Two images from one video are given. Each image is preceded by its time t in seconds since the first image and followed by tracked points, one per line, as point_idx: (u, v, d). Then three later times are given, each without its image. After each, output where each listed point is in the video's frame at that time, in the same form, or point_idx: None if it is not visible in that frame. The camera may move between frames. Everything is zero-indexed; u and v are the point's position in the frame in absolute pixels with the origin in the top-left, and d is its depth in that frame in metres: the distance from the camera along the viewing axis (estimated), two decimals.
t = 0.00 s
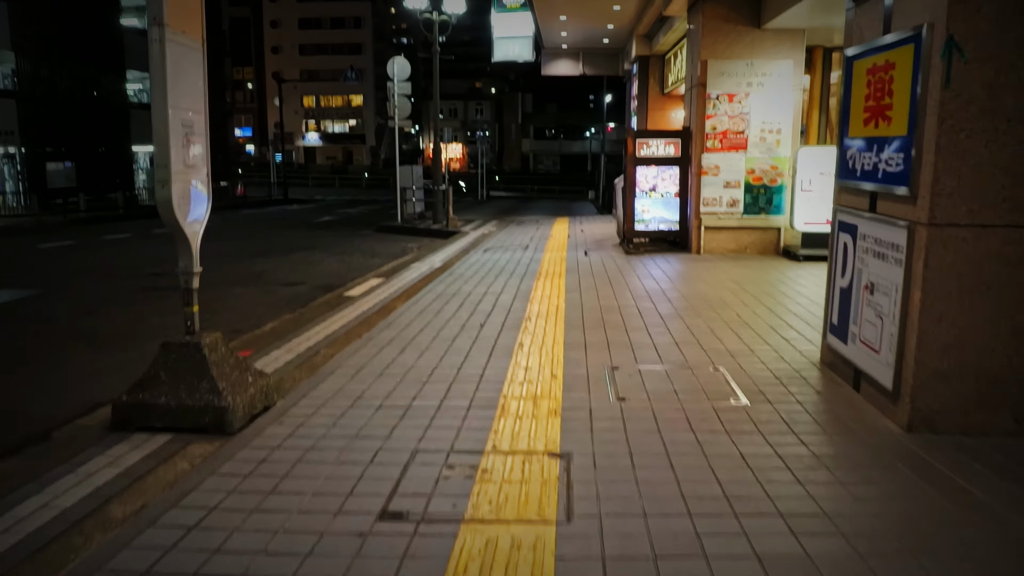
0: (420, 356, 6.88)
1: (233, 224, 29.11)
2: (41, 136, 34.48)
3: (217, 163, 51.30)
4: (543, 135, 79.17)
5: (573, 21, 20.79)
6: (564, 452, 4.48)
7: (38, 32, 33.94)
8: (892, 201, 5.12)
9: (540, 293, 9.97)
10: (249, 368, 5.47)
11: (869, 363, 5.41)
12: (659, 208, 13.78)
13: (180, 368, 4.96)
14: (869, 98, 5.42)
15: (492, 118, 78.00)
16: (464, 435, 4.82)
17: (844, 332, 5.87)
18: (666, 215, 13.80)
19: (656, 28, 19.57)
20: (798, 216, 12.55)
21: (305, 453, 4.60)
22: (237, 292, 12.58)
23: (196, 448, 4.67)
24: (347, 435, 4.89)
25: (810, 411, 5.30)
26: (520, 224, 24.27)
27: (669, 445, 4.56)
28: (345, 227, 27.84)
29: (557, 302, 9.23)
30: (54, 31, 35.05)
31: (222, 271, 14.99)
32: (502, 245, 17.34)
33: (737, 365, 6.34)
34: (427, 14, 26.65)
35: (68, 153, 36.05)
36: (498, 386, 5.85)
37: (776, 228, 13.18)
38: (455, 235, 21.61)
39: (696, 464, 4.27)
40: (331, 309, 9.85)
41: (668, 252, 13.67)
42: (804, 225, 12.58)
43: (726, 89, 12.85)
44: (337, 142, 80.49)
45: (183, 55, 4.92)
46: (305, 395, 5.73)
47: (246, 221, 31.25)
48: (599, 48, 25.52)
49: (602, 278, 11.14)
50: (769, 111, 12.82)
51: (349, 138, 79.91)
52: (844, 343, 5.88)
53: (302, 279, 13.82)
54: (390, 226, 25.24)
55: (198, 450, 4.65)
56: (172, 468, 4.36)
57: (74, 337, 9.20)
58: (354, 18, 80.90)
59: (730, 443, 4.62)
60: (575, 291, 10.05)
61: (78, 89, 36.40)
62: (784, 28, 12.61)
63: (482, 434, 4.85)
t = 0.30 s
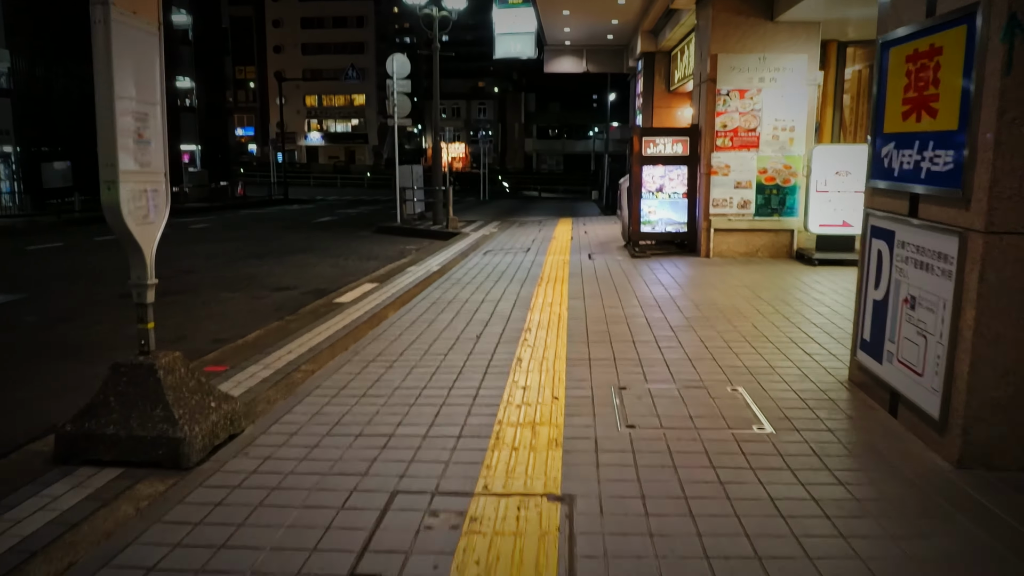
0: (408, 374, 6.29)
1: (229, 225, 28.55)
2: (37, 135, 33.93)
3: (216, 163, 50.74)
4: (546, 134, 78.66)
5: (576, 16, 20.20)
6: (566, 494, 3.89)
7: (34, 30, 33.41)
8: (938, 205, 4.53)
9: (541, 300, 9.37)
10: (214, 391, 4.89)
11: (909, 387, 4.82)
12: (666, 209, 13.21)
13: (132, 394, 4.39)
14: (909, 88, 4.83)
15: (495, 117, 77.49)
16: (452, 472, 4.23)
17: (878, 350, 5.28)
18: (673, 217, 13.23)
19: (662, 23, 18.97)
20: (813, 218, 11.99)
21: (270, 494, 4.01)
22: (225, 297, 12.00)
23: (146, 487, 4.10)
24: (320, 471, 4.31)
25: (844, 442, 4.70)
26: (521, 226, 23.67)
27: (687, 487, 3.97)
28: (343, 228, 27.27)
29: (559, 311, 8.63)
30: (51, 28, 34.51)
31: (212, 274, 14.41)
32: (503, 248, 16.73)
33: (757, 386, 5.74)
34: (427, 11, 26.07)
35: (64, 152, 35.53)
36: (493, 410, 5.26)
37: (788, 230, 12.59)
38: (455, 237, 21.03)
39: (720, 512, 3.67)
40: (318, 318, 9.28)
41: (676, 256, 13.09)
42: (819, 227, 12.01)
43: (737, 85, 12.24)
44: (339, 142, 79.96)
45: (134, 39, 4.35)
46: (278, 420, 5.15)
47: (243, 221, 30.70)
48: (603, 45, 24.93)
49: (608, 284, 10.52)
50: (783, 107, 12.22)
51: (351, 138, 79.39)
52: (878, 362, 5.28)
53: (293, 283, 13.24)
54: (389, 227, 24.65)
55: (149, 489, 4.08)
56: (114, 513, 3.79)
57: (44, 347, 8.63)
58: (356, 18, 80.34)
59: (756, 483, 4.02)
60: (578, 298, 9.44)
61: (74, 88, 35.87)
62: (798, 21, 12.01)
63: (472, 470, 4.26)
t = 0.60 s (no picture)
0: (399, 395, 5.76)
1: (227, 225, 28.07)
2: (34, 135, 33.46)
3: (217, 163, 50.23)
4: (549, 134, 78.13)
5: (581, 13, 19.65)
6: (575, 546, 3.36)
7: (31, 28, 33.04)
8: (997, 210, 3.99)
9: (545, 309, 8.84)
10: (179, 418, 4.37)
11: (961, 415, 4.27)
12: (675, 211, 12.66)
13: (81, 426, 3.88)
14: (959, 79, 4.30)
15: (499, 117, 77.01)
16: (444, 516, 3.70)
17: (922, 372, 4.74)
18: (683, 219, 12.68)
19: (670, 19, 18.41)
20: (829, 221, 11.46)
21: (234, 543, 3.49)
22: (214, 302, 11.51)
23: (93, 533, 3.58)
24: (295, 514, 3.78)
25: (888, 476, 4.16)
26: (524, 227, 23.14)
27: (715, 537, 3.42)
28: (343, 229, 26.77)
29: (564, 321, 8.10)
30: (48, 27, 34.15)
31: (204, 278, 13.91)
32: (506, 250, 16.21)
33: (782, 408, 5.20)
34: (428, 7, 25.54)
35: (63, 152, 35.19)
36: (492, 437, 4.73)
37: (804, 233, 12.03)
38: (457, 238, 20.51)
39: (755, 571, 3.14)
40: (309, 326, 8.77)
41: (686, 260, 12.54)
42: (836, 230, 11.47)
43: (750, 81, 11.70)
44: (342, 142, 79.53)
45: (84, 22, 3.84)
46: (252, 450, 4.63)
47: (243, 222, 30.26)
48: (608, 42, 24.37)
49: (615, 290, 9.99)
50: (798, 104, 11.68)
51: (353, 138, 78.97)
52: (922, 385, 4.74)
53: (287, 287, 12.74)
54: (389, 229, 24.15)
55: (96, 536, 3.56)
56: (50, 568, 3.28)
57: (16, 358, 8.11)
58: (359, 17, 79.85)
59: (794, 532, 3.48)
60: (584, 306, 8.91)
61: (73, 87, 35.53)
62: (815, 13, 11.46)
63: (467, 513, 3.73)
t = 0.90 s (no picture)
0: (380, 420, 5.20)
1: (223, 226, 27.59)
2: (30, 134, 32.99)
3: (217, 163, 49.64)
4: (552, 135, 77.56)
5: (584, 8, 19.11)
6: None
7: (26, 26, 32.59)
8: None
9: (545, 318, 8.28)
10: (120, 453, 3.81)
11: (1018, 453, 3.71)
12: (682, 213, 12.10)
13: None
14: (1018, 65, 3.72)
15: (501, 118, 76.49)
16: None
17: (970, 400, 4.16)
18: (690, 221, 12.12)
19: (676, 13, 17.85)
20: (845, 224, 10.86)
21: None
22: (197, 308, 10.97)
23: None
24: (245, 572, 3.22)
25: (937, 523, 3.59)
26: (525, 228, 22.55)
27: None
28: (341, 230, 26.27)
29: (564, 333, 7.53)
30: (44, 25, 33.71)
31: (191, 282, 13.38)
32: (506, 253, 15.65)
33: (808, 438, 4.63)
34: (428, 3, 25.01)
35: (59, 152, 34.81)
36: (480, 474, 4.16)
37: (817, 236, 11.45)
38: (455, 240, 19.98)
39: None
40: (293, 337, 8.23)
41: (693, 264, 11.98)
42: (852, 233, 10.88)
43: (762, 76, 11.11)
44: (345, 142, 79.12)
45: None
46: (207, 489, 4.07)
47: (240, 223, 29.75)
48: (612, 38, 23.83)
49: (618, 297, 9.42)
50: (812, 101, 11.10)
51: (355, 138, 78.50)
52: (970, 415, 4.16)
53: (276, 292, 12.19)
54: (388, 230, 23.60)
55: None
56: None
57: None
58: (361, 17, 79.48)
59: None
60: (586, 316, 8.33)
61: (68, 86, 35.10)
62: (831, 4, 10.87)
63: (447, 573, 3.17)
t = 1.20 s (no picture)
0: (355, 450, 4.60)
1: (219, 227, 27.04)
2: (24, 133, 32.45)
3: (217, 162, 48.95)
4: (555, 135, 76.92)
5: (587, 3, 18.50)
6: None
7: (20, 24, 32.04)
8: None
9: (544, 328, 7.67)
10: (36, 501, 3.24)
11: None
12: (689, 214, 11.49)
13: None
14: None
15: (503, 117, 75.86)
16: None
17: None
18: (698, 223, 11.50)
19: (682, 7, 17.20)
20: (863, 226, 10.23)
21: None
22: (178, 315, 10.39)
23: None
24: None
25: None
26: (526, 230, 21.95)
27: None
28: (339, 231, 25.69)
29: (565, 345, 6.92)
30: (40, 23, 33.17)
31: (176, 286, 12.80)
32: (506, 255, 15.03)
33: (843, 475, 4.01)
34: None
35: (55, 151, 34.37)
36: (465, 522, 3.57)
37: (833, 239, 10.84)
38: (454, 241, 19.38)
39: None
40: (272, 348, 7.64)
41: (702, 268, 11.36)
42: (870, 236, 10.27)
43: (774, 69, 10.52)
44: (347, 142, 78.61)
45: None
46: (145, 541, 3.49)
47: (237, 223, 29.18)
48: (615, 34, 23.21)
49: (622, 304, 8.81)
50: (827, 96, 10.50)
51: (356, 137, 77.96)
52: None
53: (262, 297, 11.62)
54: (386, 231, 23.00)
55: None
56: None
57: None
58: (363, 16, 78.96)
59: None
60: (587, 326, 7.72)
61: (63, 84, 34.54)
62: None
63: None
